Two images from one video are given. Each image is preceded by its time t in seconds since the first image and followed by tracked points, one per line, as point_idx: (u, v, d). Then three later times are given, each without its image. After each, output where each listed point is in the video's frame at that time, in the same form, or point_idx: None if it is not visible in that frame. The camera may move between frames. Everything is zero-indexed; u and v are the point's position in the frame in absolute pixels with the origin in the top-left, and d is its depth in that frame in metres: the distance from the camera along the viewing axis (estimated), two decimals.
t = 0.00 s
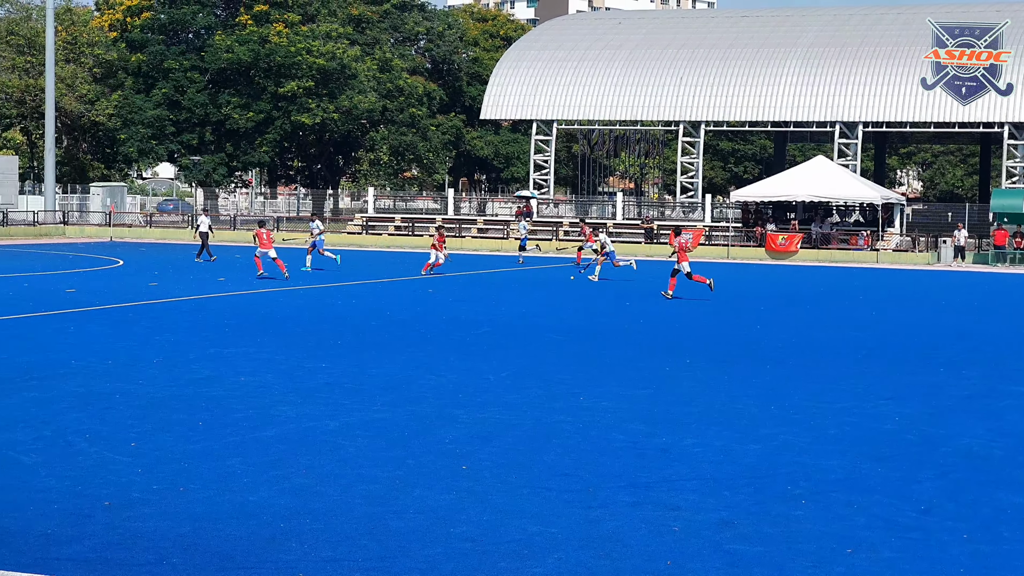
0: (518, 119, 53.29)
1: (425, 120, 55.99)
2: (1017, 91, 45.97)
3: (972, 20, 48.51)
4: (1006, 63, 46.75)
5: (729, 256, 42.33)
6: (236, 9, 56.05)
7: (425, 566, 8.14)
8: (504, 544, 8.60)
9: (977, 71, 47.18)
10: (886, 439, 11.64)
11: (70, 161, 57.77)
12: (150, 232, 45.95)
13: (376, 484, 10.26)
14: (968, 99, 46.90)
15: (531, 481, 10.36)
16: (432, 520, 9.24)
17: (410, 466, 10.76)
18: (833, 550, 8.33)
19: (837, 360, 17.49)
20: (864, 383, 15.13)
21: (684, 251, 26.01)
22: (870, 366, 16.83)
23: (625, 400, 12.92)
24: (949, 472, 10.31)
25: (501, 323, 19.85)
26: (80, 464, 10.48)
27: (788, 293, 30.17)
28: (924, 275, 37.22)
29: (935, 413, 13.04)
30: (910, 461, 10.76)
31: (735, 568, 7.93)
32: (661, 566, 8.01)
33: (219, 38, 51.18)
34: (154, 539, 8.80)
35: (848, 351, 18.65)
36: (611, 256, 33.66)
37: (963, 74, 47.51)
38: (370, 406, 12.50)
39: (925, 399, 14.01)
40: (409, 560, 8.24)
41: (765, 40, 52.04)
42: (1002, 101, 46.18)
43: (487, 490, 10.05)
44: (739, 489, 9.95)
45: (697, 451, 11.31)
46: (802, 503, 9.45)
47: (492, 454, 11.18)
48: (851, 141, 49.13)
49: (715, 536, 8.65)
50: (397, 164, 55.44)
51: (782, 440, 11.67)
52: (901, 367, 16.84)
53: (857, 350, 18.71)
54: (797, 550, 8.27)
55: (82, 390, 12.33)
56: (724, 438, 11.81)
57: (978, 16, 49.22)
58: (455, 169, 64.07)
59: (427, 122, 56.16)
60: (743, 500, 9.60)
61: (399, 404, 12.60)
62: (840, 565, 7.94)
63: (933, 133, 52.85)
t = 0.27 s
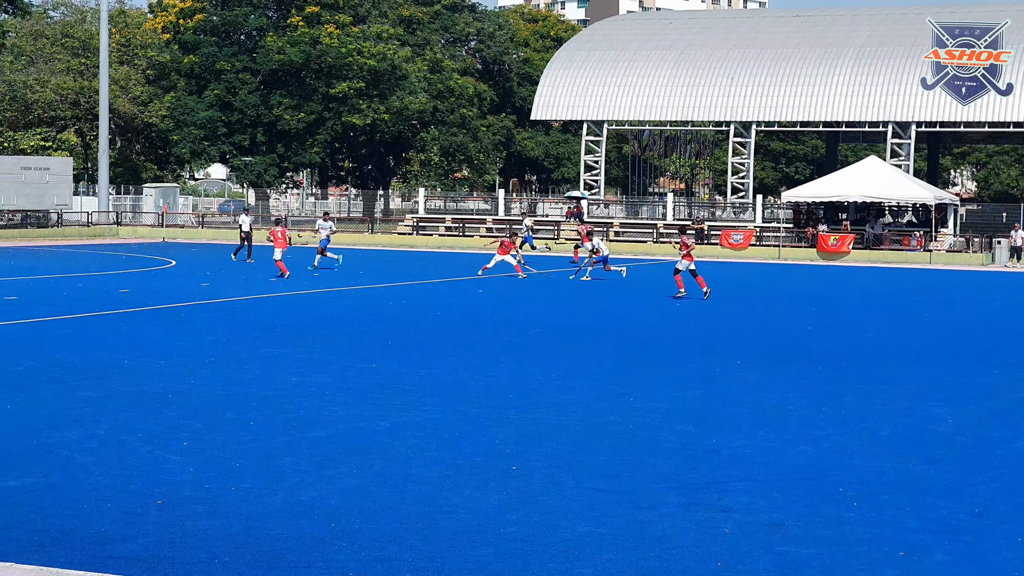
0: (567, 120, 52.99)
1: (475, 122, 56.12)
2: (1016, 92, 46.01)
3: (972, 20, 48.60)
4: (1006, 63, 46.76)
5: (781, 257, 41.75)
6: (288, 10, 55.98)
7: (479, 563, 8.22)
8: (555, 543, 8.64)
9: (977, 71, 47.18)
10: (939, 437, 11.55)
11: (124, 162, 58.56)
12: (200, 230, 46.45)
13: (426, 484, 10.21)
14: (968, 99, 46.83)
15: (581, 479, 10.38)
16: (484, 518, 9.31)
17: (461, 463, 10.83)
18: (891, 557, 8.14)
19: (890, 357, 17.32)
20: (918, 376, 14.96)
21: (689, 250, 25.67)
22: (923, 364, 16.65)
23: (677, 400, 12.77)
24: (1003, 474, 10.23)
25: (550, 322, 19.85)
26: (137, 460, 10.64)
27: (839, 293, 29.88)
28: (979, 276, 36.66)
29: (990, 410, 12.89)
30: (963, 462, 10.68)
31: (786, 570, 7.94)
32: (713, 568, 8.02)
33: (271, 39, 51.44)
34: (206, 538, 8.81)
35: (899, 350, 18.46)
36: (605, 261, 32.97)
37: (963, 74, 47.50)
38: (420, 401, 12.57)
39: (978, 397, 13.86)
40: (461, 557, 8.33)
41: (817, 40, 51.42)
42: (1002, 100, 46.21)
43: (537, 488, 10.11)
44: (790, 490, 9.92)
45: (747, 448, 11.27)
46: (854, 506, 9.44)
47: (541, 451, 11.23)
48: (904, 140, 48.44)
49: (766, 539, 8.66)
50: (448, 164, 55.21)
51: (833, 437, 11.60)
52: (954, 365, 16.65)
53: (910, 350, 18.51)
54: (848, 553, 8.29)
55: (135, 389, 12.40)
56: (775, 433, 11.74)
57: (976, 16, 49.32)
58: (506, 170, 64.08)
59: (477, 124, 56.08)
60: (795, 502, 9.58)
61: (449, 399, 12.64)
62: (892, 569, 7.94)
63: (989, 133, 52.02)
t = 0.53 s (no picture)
0: (601, 120, 52.54)
1: (510, 122, 56.10)
2: (1016, 91, 46.17)
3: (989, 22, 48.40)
4: (1005, 63, 46.79)
5: (815, 258, 41.33)
6: (323, 11, 55.57)
7: (511, 562, 8.15)
8: (587, 543, 8.56)
9: (977, 71, 47.11)
10: (976, 438, 11.39)
11: (160, 163, 59.18)
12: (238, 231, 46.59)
13: (459, 484, 10.17)
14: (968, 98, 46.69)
15: (614, 480, 10.28)
16: (515, 518, 9.24)
17: (492, 463, 10.78)
18: (930, 561, 8.02)
19: (925, 357, 17.10)
20: (954, 376, 14.77)
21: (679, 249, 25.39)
22: (959, 363, 16.42)
23: (712, 400, 12.68)
24: None
25: (582, 320, 19.71)
26: (170, 460, 10.64)
27: (876, 294, 29.56)
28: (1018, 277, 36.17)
29: None
30: (1002, 463, 10.51)
31: (821, 572, 7.84)
32: (748, 570, 7.91)
33: (307, 41, 51.65)
34: (241, 537, 8.81)
35: (936, 351, 18.21)
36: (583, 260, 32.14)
37: (962, 74, 47.43)
38: (450, 400, 12.53)
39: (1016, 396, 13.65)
40: (492, 555, 8.28)
41: (853, 40, 50.87)
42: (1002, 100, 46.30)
43: (568, 489, 10.04)
44: (825, 492, 9.80)
45: (781, 448, 11.13)
46: (889, 508, 9.31)
47: (574, 451, 11.14)
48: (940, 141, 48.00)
49: (800, 540, 8.56)
50: (483, 167, 55.14)
51: (868, 437, 11.46)
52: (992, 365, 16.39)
53: (947, 351, 18.26)
54: (884, 555, 8.18)
55: (170, 389, 12.45)
56: (808, 433, 11.61)
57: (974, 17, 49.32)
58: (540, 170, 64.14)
59: (512, 125, 56.23)
60: (830, 504, 9.46)
61: (480, 399, 12.59)
62: (928, 571, 7.83)
63: None
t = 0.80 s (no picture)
0: (633, 122, 52.44)
1: (542, 124, 55.90)
2: (1016, 91, 46.15)
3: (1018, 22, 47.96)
4: (1006, 64, 46.85)
5: (847, 260, 41.01)
6: (355, 14, 55.57)
7: (544, 564, 8.12)
8: (619, 545, 8.53)
9: (977, 71, 47.15)
10: (1011, 441, 11.25)
11: (193, 165, 59.48)
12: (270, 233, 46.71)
13: (491, 486, 10.14)
14: (968, 98, 46.83)
15: (646, 482, 10.23)
16: (547, 520, 9.22)
17: (524, 464, 10.76)
18: (967, 566, 7.92)
19: (961, 360, 16.89)
20: (990, 378, 14.60)
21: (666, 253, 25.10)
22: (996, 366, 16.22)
23: (744, 402, 12.60)
24: None
25: (613, 322, 19.65)
26: (203, 460, 10.67)
27: (908, 296, 29.27)
28: None
29: None
30: None
31: None
32: (780, 573, 7.86)
33: (338, 43, 51.73)
34: (272, 538, 8.81)
35: (972, 354, 18.00)
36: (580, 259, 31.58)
37: (962, 74, 47.52)
38: (481, 402, 12.52)
39: None
40: (524, 557, 8.27)
41: (887, 41, 50.52)
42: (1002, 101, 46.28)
43: (599, 491, 10.01)
44: (858, 495, 9.72)
45: (813, 451, 11.06)
46: (923, 511, 9.22)
47: (605, 453, 11.10)
48: (974, 143, 47.56)
49: (833, 543, 8.49)
50: (513, 167, 55.88)
51: (902, 439, 11.35)
52: None
53: (982, 354, 18.05)
54: (918, 559, 8.11)
55: (203, 390, 12.49)
56: (842, 435, 11.52)
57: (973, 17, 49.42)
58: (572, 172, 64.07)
59: (544, 126, 56.15)
60: (863, 507, 9.39)
61: (511, 400, 12.57)
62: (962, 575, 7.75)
63: None
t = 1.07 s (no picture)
0: (682, 124, 52.19)
1: (590, 126, 55.89)
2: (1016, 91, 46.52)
3: None
4: (1005, 63, 46.94)
5: (896, 262, 39.78)
6: (403, 16, 55.34)
7: (592, 566, 8.10)
8: (667, 548, 8.50)
9: (978, 71, 47.18)
10: None
11: (241, 167, 59.78)
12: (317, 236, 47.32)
13: (539, 488, 10.13)
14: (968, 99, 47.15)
15: (693, 485, 10.19)
16: (595, 522, 9.20)
17: (572, 467, 10.75)
18: (1018, 574, 7.83)
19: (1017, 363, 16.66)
20: None
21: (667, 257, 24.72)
22: None
23: (793, 405, 12.51)
24: None
25: (660, 322, 19.57)
26: (251, 462, 10.72)
27: (958, 299, 28.87)
28: None
29: None
30: None
31: None
32: None
33: (385, 46, 51.95)
34: (322, 540, 8.81)
35: None
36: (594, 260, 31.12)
37: (963, 74, 47.53)
38: (528, 404, 12.51)
39: None
40: (573, 559, 8.25)
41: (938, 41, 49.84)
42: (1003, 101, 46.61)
43: (647, 493, 9.97)
44: (908, 500, 9.64)
45: (862, 455, 10.97)
46: (973, 516, 9.14)
47: (653, 455, 11.06)
48: None
49: (883, 548, 8.43)
50: (560, 169, 55.79)
51: (952, 444, 11.24)
52: None
53: None
54: (969, 564, 8.03)
55: (251, 392, 12.55)
56: (891, 439, 11.42)
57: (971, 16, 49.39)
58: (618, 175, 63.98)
59: (592, 129, 56.10)
60: (913, 511, 9.31)
61: (559, 403, 12.55)
62: None
63: None
